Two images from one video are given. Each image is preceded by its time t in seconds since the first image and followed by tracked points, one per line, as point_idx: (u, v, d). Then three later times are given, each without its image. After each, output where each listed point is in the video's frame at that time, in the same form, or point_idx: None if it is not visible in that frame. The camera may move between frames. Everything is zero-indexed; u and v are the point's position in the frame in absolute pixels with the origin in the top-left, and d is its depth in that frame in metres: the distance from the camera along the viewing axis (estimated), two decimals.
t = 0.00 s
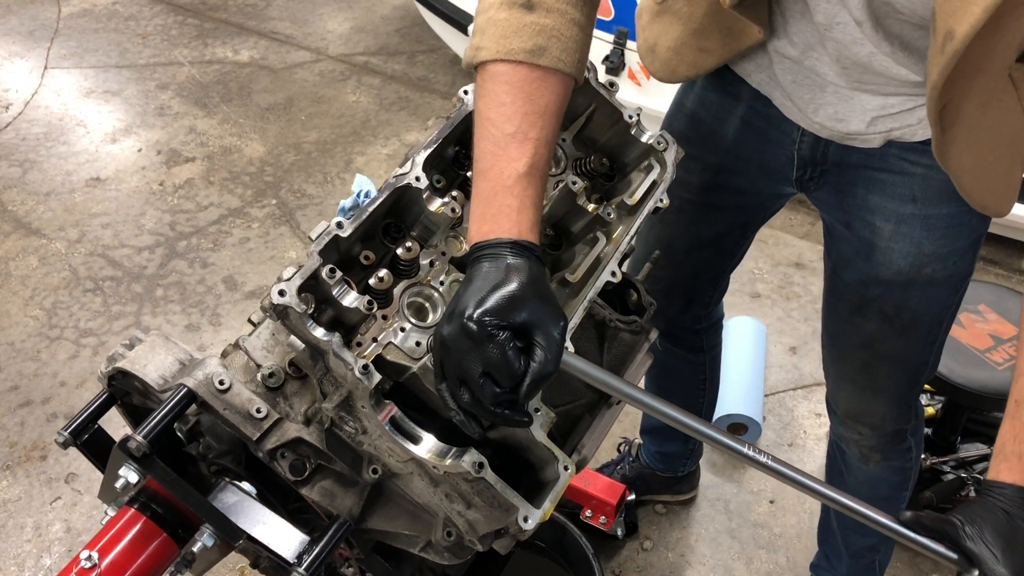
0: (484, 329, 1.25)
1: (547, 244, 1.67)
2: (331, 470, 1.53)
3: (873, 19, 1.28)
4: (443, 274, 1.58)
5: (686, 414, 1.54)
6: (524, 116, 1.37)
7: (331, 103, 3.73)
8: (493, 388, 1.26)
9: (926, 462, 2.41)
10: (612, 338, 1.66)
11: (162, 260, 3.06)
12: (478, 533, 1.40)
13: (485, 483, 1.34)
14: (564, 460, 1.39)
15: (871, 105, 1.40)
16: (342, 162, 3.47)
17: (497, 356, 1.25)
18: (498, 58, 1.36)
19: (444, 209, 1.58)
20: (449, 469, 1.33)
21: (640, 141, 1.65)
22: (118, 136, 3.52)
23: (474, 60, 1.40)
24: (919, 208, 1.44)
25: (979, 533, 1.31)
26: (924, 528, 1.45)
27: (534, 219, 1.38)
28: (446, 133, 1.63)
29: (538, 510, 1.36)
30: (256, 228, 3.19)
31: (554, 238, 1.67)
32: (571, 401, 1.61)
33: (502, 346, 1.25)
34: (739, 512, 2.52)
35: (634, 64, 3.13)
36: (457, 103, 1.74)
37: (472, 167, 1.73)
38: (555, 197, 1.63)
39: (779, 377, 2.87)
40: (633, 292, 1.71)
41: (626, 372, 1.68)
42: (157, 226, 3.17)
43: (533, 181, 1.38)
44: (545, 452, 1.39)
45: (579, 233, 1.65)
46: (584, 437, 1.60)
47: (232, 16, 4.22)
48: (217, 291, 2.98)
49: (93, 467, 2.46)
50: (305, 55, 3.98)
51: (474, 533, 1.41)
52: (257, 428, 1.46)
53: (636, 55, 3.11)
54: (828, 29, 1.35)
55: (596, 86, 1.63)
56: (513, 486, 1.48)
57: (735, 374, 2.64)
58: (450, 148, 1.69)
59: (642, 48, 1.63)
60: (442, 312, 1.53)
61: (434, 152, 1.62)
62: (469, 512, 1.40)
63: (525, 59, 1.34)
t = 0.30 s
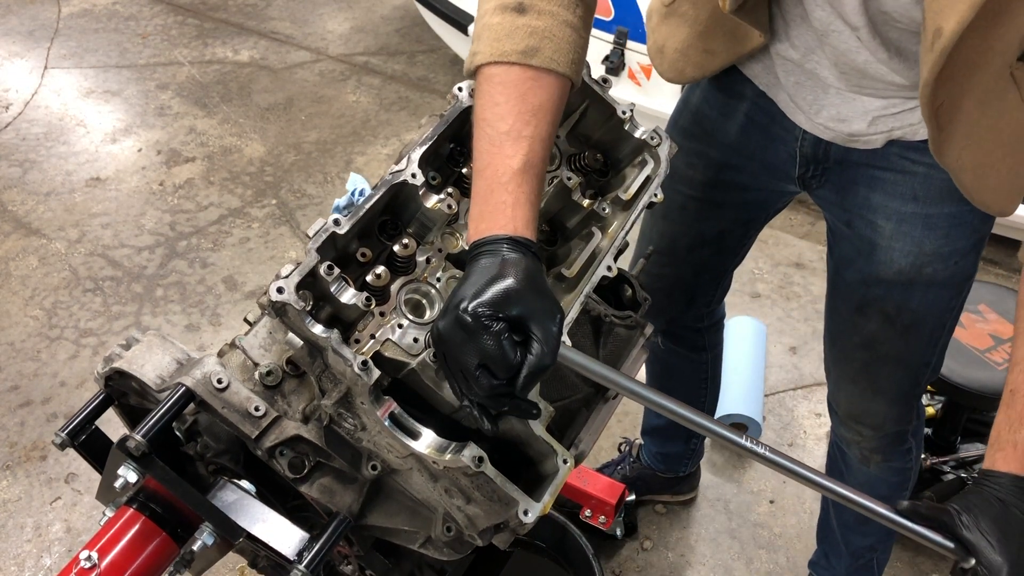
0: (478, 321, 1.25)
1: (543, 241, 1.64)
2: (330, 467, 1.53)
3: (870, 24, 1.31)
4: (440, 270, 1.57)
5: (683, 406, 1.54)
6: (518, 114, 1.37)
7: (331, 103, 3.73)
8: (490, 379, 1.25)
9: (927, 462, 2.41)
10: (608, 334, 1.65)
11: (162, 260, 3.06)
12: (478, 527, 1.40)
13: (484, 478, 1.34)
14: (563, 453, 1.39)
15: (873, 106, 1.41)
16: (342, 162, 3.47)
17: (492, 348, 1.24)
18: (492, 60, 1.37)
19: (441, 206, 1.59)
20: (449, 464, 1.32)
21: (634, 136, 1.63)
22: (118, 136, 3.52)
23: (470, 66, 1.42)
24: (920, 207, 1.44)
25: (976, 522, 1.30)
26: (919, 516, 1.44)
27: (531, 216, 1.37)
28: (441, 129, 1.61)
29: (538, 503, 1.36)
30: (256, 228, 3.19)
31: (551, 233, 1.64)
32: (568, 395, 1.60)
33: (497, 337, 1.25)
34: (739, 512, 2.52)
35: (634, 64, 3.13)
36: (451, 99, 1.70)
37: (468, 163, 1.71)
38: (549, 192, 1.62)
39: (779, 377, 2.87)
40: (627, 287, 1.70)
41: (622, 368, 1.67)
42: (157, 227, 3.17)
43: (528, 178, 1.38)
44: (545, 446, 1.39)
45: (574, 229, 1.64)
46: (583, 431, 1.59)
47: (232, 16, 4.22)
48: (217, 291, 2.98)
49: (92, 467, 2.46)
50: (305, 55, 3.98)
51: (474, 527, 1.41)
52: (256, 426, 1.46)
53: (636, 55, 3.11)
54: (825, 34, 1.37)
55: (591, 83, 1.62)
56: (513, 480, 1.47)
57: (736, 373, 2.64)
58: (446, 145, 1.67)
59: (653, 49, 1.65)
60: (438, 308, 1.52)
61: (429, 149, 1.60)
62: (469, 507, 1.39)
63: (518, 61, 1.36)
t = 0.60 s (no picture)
0: (478, 320, 1.25)
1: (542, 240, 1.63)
2: (330, 467, 1.53)
3: (860, 24, 1.32)
4: (440, 269, 1.57)
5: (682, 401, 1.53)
6: (513, 113, 1.37)
7: (331, 103, 3.73)
8: (490, 378, 1.25)
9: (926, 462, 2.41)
10: (608, 334, 1.65)
11: (162, 260, 3.06)
12: (478, 527, 1.40)
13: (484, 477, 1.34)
14: (563, 452, 1.38)
15: (869, 106, 1.42)
16: (342, 162, 3.47)
17: (492, 346, 1.24)
18: (487, 60, 1.37)
19: (441, 205, 1.59)
20: (449, 464, 1.32)
21: (634, 136, 1.62)
22: (118, 136, 3.52)
23: (465, 67, 1.42)
24: (916, 207, 1.44)
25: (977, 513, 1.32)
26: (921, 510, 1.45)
27: (529, 215, 1.37)
28: (441, 129, 1.61)
29: (538, 503, 1.35)
30: (256, 228, 3.19)
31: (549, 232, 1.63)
32: (567, 395, 1.60)
33: (497, 335, 1.25)
34: (739, 512, 2.52)
35: (634, 64, 3.14)
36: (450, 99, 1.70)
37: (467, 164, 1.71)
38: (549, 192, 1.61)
39: (779, 377, 2.88)
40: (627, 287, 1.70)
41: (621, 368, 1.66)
42: (157, 226, 3.17)
43: (526, 177, 1.38)
44: (544, 445, 1.38)
45: (574, 228, 1.63)
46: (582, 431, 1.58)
47: (231, 16, 4.22)
48: (217, 291, 2.98)
49: (92, 468, 2.45)
50: (305, 55, 3.98)
51: (473, 527, 1.41)
52: (255, 425, 1.46)
53: (636, 55, 3.11)
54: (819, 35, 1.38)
55: (591, 83, 1.62)
56: (513, 479, 1.47)
57: (735, 373, 2.64)
58: (445, 145, 1.67)
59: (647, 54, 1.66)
60: (438, 308, 1.53)
61: (429, 149, 1.60)
62: (469, 506, 1.39)
63: (512, 60, 1.36)
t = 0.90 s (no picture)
0: (478, 328, 1.25)
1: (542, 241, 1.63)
2: (329, 468, 1.52)
3: (853, 26, 1.32)
4: (440, 271, 1.57)
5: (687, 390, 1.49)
6: (505, 115, 1.37)
7: (331, 103, 3.73)
8: (492, 386, 1.25)
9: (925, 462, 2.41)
10: (608, 335, 1.65)
11: (162, 260, 3.06)
12: (477, 529, 1.40)
13: (483, 479, 1.33)
14: (563, 454, 1.37)
15: (861, 109, 1.41)
16: (342, 162, 3.47)
17: (494, 352, 1.24)
18: (474, 62, 1.37)
19: (441, 207, 1.59)
20: (448, 465, 1.32)
21: (634, 137, 1.62)
22: (118, 136, 3.52)
23: (452, 69, 1.41)
24: (908, 210, 1.44)
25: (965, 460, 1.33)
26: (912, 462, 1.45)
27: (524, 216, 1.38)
28: (441, 130, 1.61)
29: (537, 505, 1.35)
30: (256, 228, 3.19)
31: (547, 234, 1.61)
32: (567, 397, 1.60)
33: (499, 342, 1.25)
34: (739, 512, 2.52)
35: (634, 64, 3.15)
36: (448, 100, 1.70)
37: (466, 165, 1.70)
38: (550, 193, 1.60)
39: (779, 377, 2.88)
40: (627, 288, 1.70)
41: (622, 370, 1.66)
42: (157, 227, 3.17)
43: (519, 179, 1.38)
44: (543, 447, 1.37)
45: (574, 229, 1.63)
46: (581, 434, 1.58)
47: (232, 16, 4.22)
48: (217, 291, 2.98)
49: (92, 467, 2.45)
50: (305, 55, 3.98)
51: (473, 529, 1.41)
52: (255, 427, 1.45)
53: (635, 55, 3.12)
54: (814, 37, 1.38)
55: (590, 84, 1.62)
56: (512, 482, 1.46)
57: (735, 373, 2.64)
58: (446, 146, 1.67)
59: (634, 56, 1.68)
60: (439, 309, 1.52)
61: (429, 150, 1.60)
62: (469, 508, 1.40)
63: (500, 60, 1.35)
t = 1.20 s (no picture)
0: (486, 322, 1.24)
1: (544, 241, 1.59)
2: (330, 469, 1.53)
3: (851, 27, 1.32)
4: (440, 272, 1.57)
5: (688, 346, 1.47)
6: (498, 112, 1.36)
7: (331, 103, 3.73)
8: (500, 382, 1.24)
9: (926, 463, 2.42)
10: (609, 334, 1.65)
11: (162, 260, 3.06)
12: (477, 529, 1.41)
13: (483, 479, 1.33)
14: (563, 455, 1.37)
15: (858, 108, 1.41)
16: (342, 162, 3.47)
17: (502, 349, 1.24)
18: (466, 58, 1.35)
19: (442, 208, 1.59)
20: (449, 466, 1.31)
21: (635, 137, 1.62)
22: (118, 136, 3.52)
23: (440, 63, 1.38)
24: (908, 202, 1.44)
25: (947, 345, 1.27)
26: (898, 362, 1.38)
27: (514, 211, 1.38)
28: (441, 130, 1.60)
29: (538, 506, 1.35)
30: (256, 228, 3.19)
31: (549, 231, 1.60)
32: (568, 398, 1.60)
33: (507, 338, 1.24)
34: (739, 512, 2.52)
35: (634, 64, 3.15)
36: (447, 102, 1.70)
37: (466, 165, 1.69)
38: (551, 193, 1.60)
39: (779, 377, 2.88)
40: (627, 288, 1.70)
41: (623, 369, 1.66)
42: (157, 227, 3.17)
43: (512, 173, 1.38)
44: (542, 447, 1.37)
45: (574, 229, 1.62)
46: (582, 434, 1.58)
47: (232, 16, 4.22)
48: (217, 291, 2.98)
49: (92, 468, 2.45)
50: (304, 55, 3.98)
51: (474, 529, 1.41)
52: (255, 427, 1.45)
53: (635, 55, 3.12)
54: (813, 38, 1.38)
55: (590, 84, 1.62)
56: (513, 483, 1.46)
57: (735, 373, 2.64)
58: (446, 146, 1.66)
59: (627, 76, 1.66)
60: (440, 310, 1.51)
61: (430, 151, 1.60)
62: (469, 509, 1.40)
63: (492, 59, 1.34)
